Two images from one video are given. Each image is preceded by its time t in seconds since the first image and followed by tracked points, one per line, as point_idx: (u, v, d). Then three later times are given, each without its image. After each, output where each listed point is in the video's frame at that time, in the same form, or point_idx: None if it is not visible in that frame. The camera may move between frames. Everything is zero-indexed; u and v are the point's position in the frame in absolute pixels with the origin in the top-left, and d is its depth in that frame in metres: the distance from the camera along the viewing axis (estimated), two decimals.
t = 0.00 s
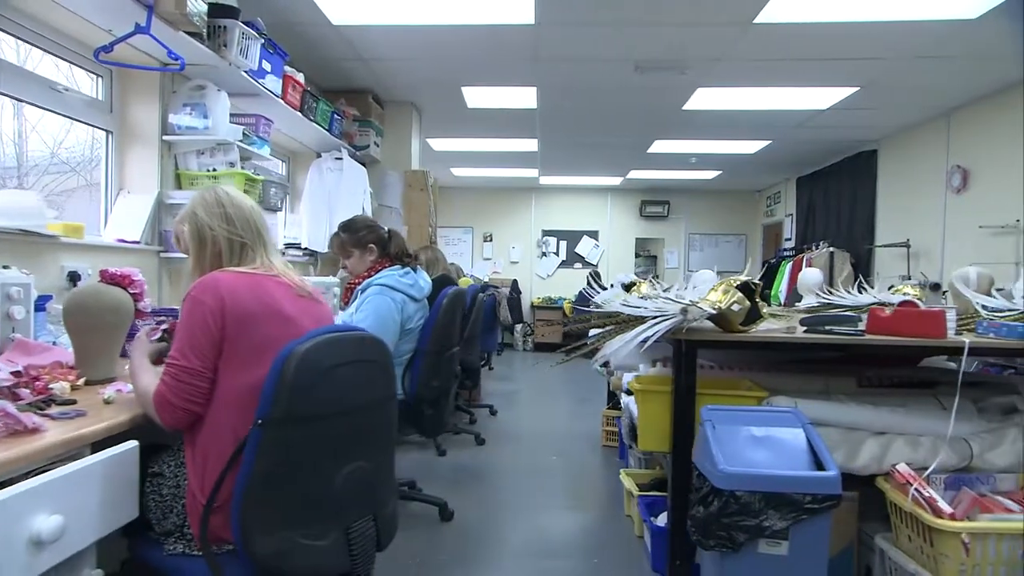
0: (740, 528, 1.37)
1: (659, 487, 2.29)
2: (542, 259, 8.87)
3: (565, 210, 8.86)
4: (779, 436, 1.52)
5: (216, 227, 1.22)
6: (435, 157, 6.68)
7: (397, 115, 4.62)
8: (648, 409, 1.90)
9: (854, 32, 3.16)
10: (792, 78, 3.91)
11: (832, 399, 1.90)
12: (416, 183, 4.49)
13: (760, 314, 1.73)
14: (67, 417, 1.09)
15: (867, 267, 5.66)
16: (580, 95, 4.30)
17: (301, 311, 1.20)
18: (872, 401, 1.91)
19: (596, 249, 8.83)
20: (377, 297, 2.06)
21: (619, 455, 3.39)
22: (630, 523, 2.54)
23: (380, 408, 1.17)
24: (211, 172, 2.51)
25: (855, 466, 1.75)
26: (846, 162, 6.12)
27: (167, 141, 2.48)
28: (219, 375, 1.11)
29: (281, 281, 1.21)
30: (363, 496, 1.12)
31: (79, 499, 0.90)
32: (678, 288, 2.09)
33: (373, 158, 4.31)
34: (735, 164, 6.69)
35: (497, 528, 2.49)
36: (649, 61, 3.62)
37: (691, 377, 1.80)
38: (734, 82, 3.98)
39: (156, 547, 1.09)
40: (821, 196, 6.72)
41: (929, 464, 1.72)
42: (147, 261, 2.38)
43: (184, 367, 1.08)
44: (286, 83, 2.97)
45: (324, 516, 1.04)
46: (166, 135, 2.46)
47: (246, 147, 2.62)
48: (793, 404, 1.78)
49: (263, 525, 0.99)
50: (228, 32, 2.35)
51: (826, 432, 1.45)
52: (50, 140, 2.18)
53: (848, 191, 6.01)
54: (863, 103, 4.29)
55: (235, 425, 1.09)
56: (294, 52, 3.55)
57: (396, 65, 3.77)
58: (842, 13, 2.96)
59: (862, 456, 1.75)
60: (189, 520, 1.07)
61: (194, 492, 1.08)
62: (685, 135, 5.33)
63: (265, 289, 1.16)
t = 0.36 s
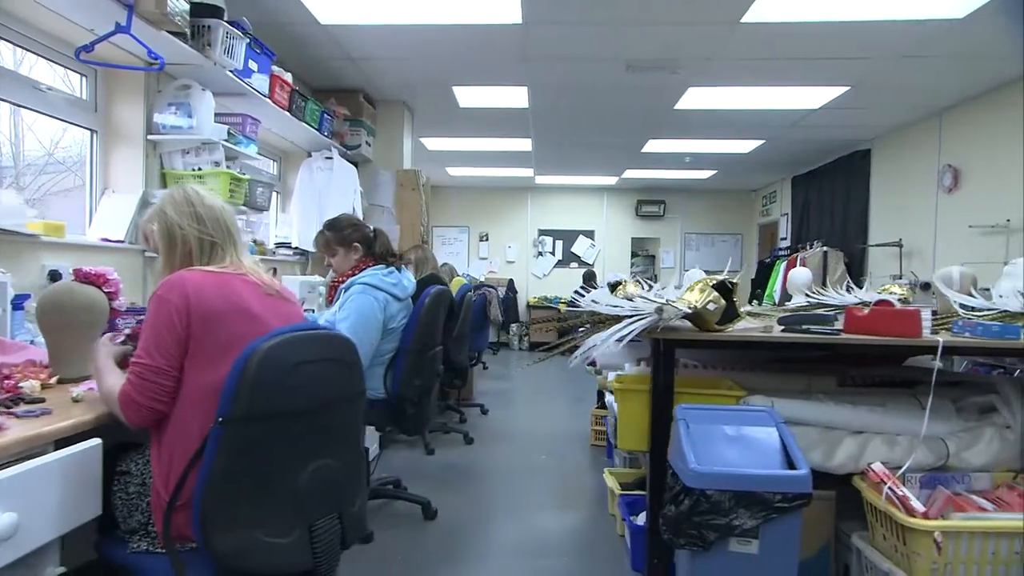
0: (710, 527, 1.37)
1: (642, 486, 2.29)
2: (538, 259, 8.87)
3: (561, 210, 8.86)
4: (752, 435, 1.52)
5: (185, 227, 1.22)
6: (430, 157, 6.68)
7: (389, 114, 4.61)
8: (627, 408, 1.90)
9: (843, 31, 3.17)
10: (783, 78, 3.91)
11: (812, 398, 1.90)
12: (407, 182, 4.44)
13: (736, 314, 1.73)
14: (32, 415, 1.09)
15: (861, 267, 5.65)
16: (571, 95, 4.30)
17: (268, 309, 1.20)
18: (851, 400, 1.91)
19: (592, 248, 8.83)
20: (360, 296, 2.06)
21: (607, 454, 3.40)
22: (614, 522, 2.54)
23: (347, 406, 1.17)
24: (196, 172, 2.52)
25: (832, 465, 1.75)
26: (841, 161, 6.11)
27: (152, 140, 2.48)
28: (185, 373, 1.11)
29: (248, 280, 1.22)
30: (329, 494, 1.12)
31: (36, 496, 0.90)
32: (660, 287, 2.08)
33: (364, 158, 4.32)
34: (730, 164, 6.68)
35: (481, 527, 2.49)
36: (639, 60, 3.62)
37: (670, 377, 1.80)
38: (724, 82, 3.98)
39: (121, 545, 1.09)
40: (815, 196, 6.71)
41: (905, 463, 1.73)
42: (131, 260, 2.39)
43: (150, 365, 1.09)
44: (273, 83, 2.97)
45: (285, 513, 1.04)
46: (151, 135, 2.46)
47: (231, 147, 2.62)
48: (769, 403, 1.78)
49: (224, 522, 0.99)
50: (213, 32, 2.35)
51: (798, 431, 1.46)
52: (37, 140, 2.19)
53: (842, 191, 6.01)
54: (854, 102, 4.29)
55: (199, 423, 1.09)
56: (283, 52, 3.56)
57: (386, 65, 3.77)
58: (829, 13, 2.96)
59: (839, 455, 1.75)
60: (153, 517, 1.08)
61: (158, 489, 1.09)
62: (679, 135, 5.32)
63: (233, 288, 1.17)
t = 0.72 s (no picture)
0: (681, 525, 1.37)
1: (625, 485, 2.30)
2: (534, 258, 8.87)
3: (557, 209, 8.86)
4: (726, 434, 1.52)
5: (155, 227, 1.23)
6: (424, 156, 6.69)
7: (380, 113, 4.61)
8: (606, 408, 1.91)
9: (830, 31, 3.17)
10: (773, 78, 3.91)
11: (792, 398, 1.90)
12: (400, 182, 4.49)
13: (713, 314, 1.73)
14: None
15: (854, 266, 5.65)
16: (562, 96, 4.32)
17: (236, 308, 1.21)
18: (830, 399, 1.91)
19: (588, 248, 8.83)
20: (344, 295, 2.06)
21: (595, 453, 3.40)
22: (598, 521, 2.55)
23: (315, 405, 1.18)
24: (181, 171, 2.52)
25: (809, 464, 1.75)
26: (835, 161, 6.11)
27: (137, 140, 2.49)
28: (149, 373, 1.12)
29: (217, 279, 1.22)
30: (294, 493, 1.13)
31: None
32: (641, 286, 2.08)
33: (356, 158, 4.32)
34: (725, 163, 6.68)
35: (465, 526, 2.49)
36: (629, 60, 3.62)
37: (648, 376, 1.81)
38: (715, 81, 3.98)
39: (86, 543, 1.10)
40: (810, 195, 6.71)
41: (883, 463, 1.73)
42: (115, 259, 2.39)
43: (115, 365, 1.09)
44: (260, 83, 2.98)
45: (249, 512, 1.05)
46: (136, 135, 2.47)
47: (217, 146, 2.63)
48: (745, 402, 1.78)
49: (185, 521, 1.00)
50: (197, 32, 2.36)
51: (770, 430, 1.46)
52: (24, 140, 2.20)
53: (836, 191, 6.00)
54: (845, 102, 4.29)
55: (163, 423, 1.10)
56: (273, 52, 3.56)
57: (376, 65, 3.77)
58: (815, 12, 2.97)
59: (816, 454, 1.75)
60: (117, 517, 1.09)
61: (124, 488, 1.09)
62: (672, 134, 5.32)
63: (200, 288, 1.18)
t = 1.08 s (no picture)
0: (652, 524, 1.37)
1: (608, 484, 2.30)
2: (531, 258, 8.86)
3: (553, 209, 8.85)
4: (701, 433, 1.52)
5: (124, 226, 1.23)
6: (419, 156, 6.69)
7: (372, 113, 4.61)
8: (585, 406, 1.91)
9: (819, 31, 3.17)
10: (763, 77, 3.91)
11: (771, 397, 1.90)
12: (392, 182, 4.51)
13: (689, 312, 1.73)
14: None
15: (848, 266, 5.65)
16: (553, 96, 4.32)
17: (204, 307, 1.22)
18: (809, 399, 1.91)
19: (584, 247, 8.82)
20: (326, 294, 2.06)
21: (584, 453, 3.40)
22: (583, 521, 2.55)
23: (282, 403, 1.18)
24: (167, 172, 2.53)
25: (787, 463, 1.75)
26: (829, 161, 6.11)
27: (122, 140, 2.49)
28: (116, 372, 1.12)
29: (185, 277, 1.23)
30: (260, 491, 1.13)
31: None
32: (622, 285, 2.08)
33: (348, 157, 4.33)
34: (720, 163, 6.67)
35: (449, 526, 2.49)
36: (618, 59, 3.62)
37: (626, 375, 1.81)
38: (706, 80, 3.97)
39: (52, 541, 1.11)
40: (805, 195, 6.70)
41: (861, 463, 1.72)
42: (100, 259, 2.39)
43: (81, 363, 1.10)
44: (248, 83, 2.98)
45: (212, 510, 1.06)
46: (121, 135, 2.47)
47: (203, 146, 2.63)
48: (723, 401, 1.78)
49: (147, 520, 1.00)
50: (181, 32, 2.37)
51: (743, 428, 1.46)
52: (15, 140, 2.24)
53: (830, 190, 6.00)
54: (836, 101, 4.28)
55: (129, 422, 1.10)
56: (264, 53, 3.57)
57: (367, 65, 3.78)
58: (802, 12, 2.97)
59: (794, 453, 1.75)
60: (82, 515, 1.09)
61: (90, 485, 1.10)
62: (666, 134, 5.32)
63: (169, 287, 1.18)
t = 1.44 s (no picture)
0: (625, 522, 1.37)
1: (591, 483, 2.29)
2: (527, 257, 8.86)
3: (549, 208, 8.85)
4: (676, 431, 1.52)
5: (95, 226, 1.23)
6: (414, 156, 6.70)
7: (364, 113, 4.60)
8: (565, 405, 1.92)
9: (807, 30, 3.16)
10: (753, 77, 3.92)
11: (750, 396, 1.91)
12: (383, 182, 4.48)
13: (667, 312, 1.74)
14: None
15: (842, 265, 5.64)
16: (545, 95, 4.32)
17: (175, 307, 1.22)
18: (789, 398, 1.91)
19: (580, 247, 8.82)
20: (309, 293, 2.07)
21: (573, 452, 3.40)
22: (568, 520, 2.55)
23: (251, 402, 1.19)
24: (153, 171, 2.53)
25: (766, 461, 1.75)
26: (822, 160, 6.11)
27: (108, 140, 2.49)
28: (83, 371, 1.12)
29: (156, 277, 1.23)
30: (228, 489, 1.14)
31: None
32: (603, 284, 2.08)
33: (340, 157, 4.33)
34: (714, 162, 6.68)
35: (433, 525, 2.49)
36: (608, 59, 3.61)
37: (605, 374, 1.81)
38: (696, 79, 3.97)
39: (19, 539, 1.12)
40: (799, 194, 6.70)
41: (839, 461, 1.72)
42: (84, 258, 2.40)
43: (48, 362, 1.10)
44: (236, 83, 2.98)
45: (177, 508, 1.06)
46: (107, 135, 2.47)
47: (190, 146, 2.63)
48: (702, 400, 1.78)
49: (111, 517, 1.01)
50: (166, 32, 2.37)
51: (718, 427, 1.46)
52: None
53: (824, 190, 6.01)
54: (828, 100, 4.28)
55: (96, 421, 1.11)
56: (254, 53, 3.58)
57: (358, 65, 3.78)
58: (790, 11, 2.97)
59: (772, 452, 1.74)
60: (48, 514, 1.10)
61: (57, 484, 1.11)
62: (659, 134, 5.31)
63: (138, 286, 1.18)
